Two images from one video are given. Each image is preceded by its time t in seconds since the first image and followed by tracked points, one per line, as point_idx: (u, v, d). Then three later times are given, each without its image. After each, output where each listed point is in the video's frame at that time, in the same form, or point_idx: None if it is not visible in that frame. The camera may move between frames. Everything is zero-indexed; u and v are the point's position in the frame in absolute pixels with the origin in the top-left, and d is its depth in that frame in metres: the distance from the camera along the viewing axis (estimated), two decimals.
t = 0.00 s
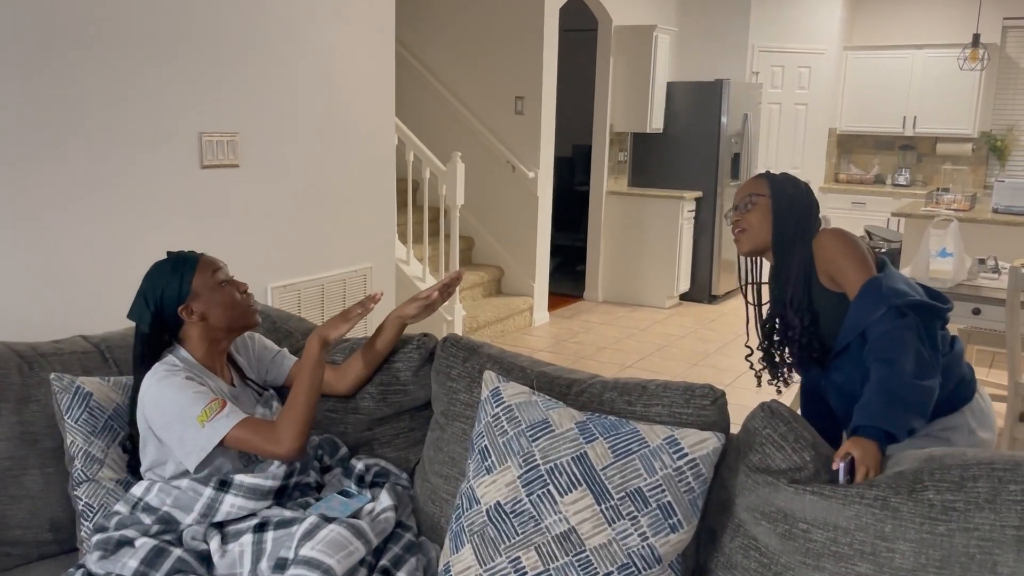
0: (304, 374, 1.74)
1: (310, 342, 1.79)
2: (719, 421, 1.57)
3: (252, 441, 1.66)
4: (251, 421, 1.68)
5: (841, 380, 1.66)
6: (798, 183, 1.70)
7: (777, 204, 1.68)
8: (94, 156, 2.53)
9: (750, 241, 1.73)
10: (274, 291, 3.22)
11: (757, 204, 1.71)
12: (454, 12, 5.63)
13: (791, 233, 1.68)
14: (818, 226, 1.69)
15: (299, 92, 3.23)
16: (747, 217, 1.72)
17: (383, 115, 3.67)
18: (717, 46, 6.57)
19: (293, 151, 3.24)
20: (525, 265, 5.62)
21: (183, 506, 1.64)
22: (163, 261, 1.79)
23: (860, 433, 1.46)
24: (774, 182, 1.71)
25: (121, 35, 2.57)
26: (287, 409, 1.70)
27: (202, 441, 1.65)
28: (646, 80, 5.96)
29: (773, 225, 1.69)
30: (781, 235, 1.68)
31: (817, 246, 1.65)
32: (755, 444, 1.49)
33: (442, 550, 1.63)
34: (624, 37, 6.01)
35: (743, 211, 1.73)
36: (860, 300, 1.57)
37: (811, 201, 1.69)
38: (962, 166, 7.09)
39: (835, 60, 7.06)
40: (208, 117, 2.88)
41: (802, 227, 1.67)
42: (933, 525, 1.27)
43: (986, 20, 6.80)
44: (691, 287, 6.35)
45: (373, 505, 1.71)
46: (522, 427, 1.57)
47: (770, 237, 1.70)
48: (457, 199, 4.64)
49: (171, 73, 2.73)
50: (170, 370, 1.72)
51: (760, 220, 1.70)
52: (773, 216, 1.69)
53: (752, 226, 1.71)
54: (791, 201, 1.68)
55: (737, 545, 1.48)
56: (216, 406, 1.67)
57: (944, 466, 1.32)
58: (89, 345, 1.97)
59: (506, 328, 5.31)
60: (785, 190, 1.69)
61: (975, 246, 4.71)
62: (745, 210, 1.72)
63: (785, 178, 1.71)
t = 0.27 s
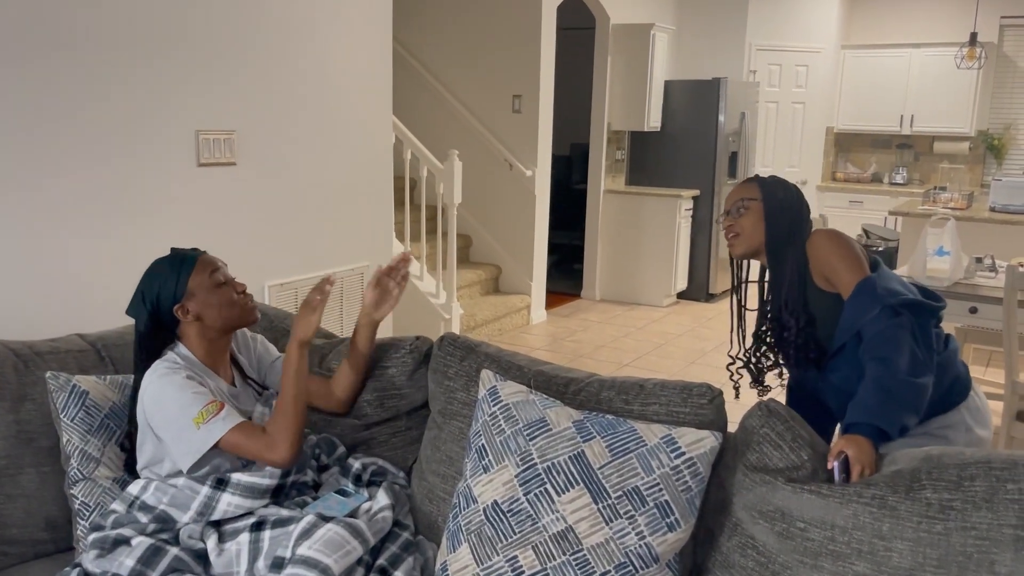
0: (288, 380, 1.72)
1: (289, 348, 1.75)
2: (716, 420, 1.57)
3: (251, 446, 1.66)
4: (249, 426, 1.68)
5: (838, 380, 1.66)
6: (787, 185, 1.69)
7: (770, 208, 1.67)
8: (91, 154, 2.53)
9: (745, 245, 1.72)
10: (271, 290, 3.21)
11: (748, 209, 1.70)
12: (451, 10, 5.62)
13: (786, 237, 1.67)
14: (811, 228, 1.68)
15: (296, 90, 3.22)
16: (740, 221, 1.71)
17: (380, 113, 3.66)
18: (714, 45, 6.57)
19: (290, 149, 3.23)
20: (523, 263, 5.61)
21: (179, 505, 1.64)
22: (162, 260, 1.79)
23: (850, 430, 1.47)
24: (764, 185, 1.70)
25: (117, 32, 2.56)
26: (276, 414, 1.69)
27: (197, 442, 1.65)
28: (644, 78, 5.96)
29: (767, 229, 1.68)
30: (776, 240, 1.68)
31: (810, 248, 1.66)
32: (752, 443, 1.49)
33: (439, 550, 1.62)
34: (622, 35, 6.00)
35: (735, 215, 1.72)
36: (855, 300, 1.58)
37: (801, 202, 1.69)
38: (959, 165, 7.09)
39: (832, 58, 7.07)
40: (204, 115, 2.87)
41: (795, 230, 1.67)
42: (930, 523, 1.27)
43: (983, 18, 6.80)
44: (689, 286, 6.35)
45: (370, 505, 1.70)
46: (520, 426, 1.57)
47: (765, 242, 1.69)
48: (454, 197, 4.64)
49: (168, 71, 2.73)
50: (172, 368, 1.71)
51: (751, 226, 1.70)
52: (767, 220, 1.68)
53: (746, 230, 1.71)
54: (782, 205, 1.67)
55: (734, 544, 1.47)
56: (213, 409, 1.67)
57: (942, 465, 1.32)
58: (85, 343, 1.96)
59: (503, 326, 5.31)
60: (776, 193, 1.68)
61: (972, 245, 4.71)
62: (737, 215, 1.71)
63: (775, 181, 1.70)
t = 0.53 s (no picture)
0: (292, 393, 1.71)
1: (298, 365, 1.75)
2: (713, 418, 1.57)
3: (241, 459, 1.64)
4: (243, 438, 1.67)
5: (829, 376, 1.67)
6: (781, 177, 1.70)
7: (764, 200, 1.68)
8: (90, 153, 2.53)
9: (739, 238, 1.73)
10: (269, 288, 3.21)
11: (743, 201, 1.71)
12: (449, 8, 5.62)
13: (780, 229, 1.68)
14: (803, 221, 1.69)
15: (293, 88, 3.22)
16: (733, 214, 1.72)
17: (378, 111, 3.66)
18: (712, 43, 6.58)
19: (288, 147, 3.23)
20: (521, 262, 5.61)
21: (177, 503, 1.64)
22: (162, 259, 1.79)
23: (843, 423, 1.50)
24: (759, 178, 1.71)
25: (114, 30, 2.56)
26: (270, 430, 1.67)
27: (188, 451, 1.63)
28: (642, 77, 5.96)
29: (761, 221, 1.69)
30: (770, 232, 1.69)
31: (803, 243, 1.66)
32: (749, 439, 1.49)
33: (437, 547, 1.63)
34: (620, 34, 6.00)
35: (727, 209, 1.73)
36: (849, 296, 1.58)
37: (795, 194, 1.70)
38: (957, 164, 7.10)
39: (830, 57, 7.07)
40: (202, 113, 2.86)
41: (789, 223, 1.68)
42: (926, 519, 1.28)
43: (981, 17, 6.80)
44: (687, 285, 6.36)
45: (367, 503, 1.70)
46: (518, 424, 1.57)
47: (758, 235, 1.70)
48: (452, 195, 4.63)
49: (165, 69, 2.72)
50: (169, 372, 1.70)
51: (743, 219, 1.71)
52: (761, 212, 1.69)
53: (740, 223, 1.71)
54: (777, 198, 1.68)
55: (732, 541, 1.48)
56: (206, 418, 1.65)
57: (939, 460, 1.32)
58: (83, 342, 1.96)
59: (501, 325, 5.31)
60: (770, 185, 1.69)
61: (969, 244, 4.72)
62: (731, 208, 1.72)
63: (769, 173, 1.71)
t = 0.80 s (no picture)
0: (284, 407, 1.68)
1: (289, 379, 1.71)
2: (712, 415, 1.58)
3: (245, 479, 1.63)
4: (246, 455, 1.66)
5: (821, 364, 1.68)
6: (783, 159, 1.69)
7: (764, 183, 1.68)
8: (89, 152, 2.53)
9: (738, 221, 1.73)
10: (268, 287, 3.21)
11: (744, 182, 1.70)
12: (448, 7, 5.62)
13: (779, 213, 1.68)
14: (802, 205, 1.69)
15: (293, 87, 3.22)
16: (734, 197, 1.72)
17: (376, 109, 3.66)
18: (711, 42, 6.58)
19: (287, 146, 3.23)
20: (520, 261, 5.62)
21: (177, 503, 1.64)
22: (166, 261, 1.79)
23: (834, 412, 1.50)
24: (762, 159, 1.70)
25: (113, 29, 2.56)
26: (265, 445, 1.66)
27: (188, 464, 1.62)
28: (641, 76, 5.96)
29: (761, 204, 1.69)
30: (769, 216, 1.69)
31: (802, 230, 1.65)
32: (746, 435, 1.50)
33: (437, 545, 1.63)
34: (619, 32, 6.00)
35: (728, 190, 1.73)
36: (845, 287, 1.59)
37: (796, 177, 1.69)
38: (955, 163, 7.10)
39: (829, 55, 7.07)
40: (201, 112, 2.86)
41: (787, 207, 1.68)
42: (924, 514, 1.28)
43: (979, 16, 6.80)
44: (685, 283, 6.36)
45: (367, 501, 1.71)
46: (516, 421, 1.57)
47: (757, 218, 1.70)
48: (451, 194, 4.63)
49: (164, 67, 2.72)
50: (175, 380, 1.68)
51: (745, 202, 1.71)
52: (761, 196, 1.69)
53: (740, 205, 1.71)
54: (777, 180, 1.68)
55: (729, 537, 1.48)
56: (209, 434, 1.63)
57: (937, 456, 1.33)
58: (82, 340, 1.96)
59: (500, 323, 5.31)
60: (771, 168, 1.68)
61: (967, 242, 4.72)
62: (732, 189, 1.72)
63: (770, 155, 1.70)
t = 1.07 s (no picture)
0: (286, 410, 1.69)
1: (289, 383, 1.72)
2: (713, 414, 1.57)
3: (247, 480, 1.63)
4: (251, 458, 1.65)
5: (816, 361, 1.68)
6: (773, 156, 1.67)
7: (757, 181, 1.67)
8: (89, 151, 2.53)
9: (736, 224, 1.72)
10: (268, 286, 3.21)
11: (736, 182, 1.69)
12: (448, 6, 5.62)
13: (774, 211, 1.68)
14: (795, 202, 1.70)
15: (293, 86, 3.22)
16: (728, 201, 1.70)
17: (376, 109, 3.66)
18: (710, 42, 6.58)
19: (287, 145, 3.23)
20: (519, 260, 5.62)
21: (179, 503, 1.65)
22: (173, 261, 1.78)
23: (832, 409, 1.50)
24: (754, 155, 1.68)
25: (113, 28, 2.56)
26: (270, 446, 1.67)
27: (191, 467, 1.62)
28: (641, 75, 5.96)
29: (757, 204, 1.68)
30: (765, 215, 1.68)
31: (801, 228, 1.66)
32: (746, 434, 1.49)
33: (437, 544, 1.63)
34: (619, 32, 6.00)
35: (721, 198, 1.71)
36: (842, 284, 1.59)
37: (788, 172, 1.68)
38: (954, 162, 7.11)
39: (828, 55, 7.08)
40: (200, 111, 2.86)
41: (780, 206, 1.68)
42: (925, 512, 1.28)
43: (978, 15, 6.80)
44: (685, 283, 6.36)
45: (367, 500, 1.71)
46: (517, 420, 1.57)
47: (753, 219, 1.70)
48: (451, 194, 4.63)
49: (164, 67, 2.72)
50: (179, 382, 1.68)
51: (738, 207, 1.69)
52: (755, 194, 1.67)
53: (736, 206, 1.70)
54: (770, 178, 1.67)
55: (730, 536, 1.48)
56: (213, 437, 1.63)
57: (938, 454, 1.33)
58: (82, 339, 1.96)
59: (500, 323, 5.31)
60: (761, 164, 1.67)
61: (967, 241, 4.73)
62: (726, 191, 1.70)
63: (759, 152, 1.68)
